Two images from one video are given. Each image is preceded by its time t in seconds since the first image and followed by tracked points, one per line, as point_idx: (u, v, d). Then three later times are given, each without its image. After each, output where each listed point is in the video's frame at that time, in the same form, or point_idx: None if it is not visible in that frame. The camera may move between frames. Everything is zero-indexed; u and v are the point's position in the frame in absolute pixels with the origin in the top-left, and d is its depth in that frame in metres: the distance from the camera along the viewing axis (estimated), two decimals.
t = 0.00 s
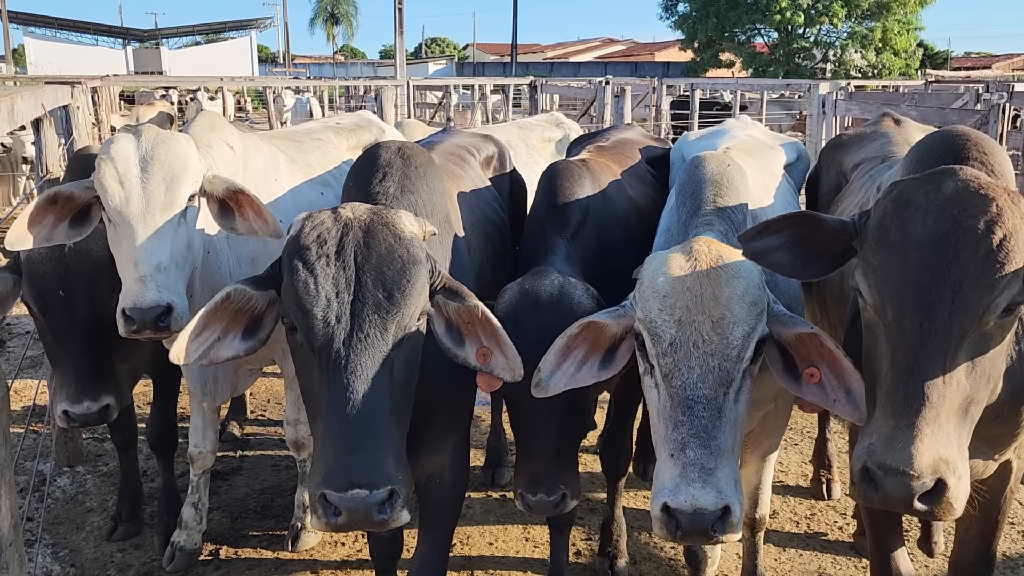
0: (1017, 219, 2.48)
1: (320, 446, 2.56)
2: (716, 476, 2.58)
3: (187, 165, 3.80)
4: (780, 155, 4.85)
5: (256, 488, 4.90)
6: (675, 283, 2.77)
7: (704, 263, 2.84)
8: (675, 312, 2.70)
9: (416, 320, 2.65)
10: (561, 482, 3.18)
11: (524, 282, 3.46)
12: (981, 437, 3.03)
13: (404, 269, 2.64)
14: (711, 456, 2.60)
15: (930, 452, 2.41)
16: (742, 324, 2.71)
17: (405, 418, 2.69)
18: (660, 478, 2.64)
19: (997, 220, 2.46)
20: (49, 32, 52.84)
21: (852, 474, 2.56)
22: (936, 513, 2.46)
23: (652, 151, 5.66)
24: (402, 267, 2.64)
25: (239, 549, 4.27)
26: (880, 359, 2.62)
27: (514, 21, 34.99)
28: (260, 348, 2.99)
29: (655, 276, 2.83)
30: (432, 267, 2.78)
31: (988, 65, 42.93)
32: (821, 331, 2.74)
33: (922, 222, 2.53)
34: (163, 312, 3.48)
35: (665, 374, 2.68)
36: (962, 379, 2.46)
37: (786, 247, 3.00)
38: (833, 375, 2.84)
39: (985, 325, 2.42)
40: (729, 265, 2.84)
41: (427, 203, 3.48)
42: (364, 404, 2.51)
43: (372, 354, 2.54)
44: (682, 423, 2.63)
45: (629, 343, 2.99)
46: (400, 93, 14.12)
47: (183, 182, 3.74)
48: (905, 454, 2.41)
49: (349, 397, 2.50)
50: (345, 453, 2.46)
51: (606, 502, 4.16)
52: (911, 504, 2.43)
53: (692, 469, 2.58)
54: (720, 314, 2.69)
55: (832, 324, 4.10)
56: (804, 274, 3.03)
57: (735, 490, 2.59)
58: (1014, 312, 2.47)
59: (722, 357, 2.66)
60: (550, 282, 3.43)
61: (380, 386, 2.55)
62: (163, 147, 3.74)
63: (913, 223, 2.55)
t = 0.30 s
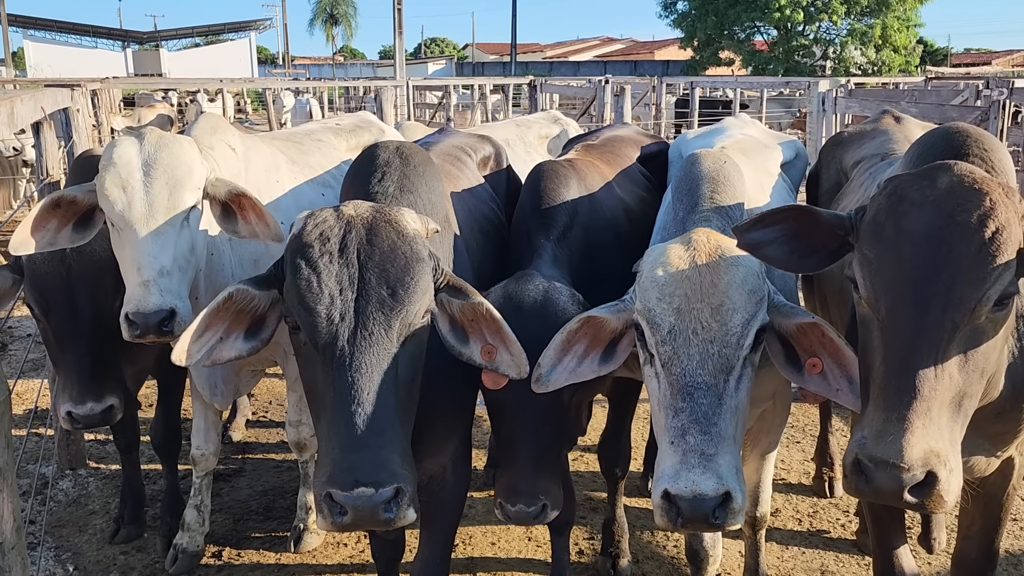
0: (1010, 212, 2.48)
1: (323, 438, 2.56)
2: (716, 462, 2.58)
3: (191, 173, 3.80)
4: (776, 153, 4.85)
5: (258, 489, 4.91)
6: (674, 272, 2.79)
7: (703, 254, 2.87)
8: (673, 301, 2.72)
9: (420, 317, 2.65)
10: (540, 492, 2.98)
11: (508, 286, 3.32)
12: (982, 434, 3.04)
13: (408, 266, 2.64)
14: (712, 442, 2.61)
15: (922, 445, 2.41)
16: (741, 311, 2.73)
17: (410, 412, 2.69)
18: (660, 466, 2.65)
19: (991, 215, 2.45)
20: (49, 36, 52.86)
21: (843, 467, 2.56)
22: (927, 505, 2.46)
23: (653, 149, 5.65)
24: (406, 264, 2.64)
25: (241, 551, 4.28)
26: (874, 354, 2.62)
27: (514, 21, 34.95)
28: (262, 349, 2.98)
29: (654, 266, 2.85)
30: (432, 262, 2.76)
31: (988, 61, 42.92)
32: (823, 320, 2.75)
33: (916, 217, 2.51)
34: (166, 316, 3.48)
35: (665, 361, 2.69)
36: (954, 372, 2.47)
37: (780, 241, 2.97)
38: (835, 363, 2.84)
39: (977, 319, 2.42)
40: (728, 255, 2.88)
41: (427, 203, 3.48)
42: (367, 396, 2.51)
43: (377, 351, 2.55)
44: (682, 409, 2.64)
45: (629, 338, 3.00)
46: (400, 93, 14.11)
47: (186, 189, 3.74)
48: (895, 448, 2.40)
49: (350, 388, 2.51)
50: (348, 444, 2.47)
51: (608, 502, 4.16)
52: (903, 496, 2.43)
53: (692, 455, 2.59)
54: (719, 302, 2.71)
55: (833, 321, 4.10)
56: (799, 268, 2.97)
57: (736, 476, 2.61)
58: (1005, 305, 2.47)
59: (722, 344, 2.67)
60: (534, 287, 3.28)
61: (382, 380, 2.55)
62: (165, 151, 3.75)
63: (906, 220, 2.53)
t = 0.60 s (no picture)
0: (995, 206, 2.49)
1: (318, 438, 2.55)
2: (716, 459, 2.59)
3: (194, 167, 3.81)
4: (771, 151, 4.84)
5: (259, 490, 4.91)
6: (673, 269, 2.80)
7: (702, 250, 2.88)
8: (671, 298, 2.73)
9: (417, 317, 2.65)
10: (536, 498, 2.92)
11: (495, 284, 3.27)
12: (982, 431, 3.05)
13: (404, 265, 2.65)
14: (711, 439, 2.61)
15: (895, 432, 2.38)
16: (740, 307, 2.74)
17: (408, 413, 2.70)
18: (660, 464, 2.65)
19: (974, 206, 2.46)
20: (48, 38, 52.87)
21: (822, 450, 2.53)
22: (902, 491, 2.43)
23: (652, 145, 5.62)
24: (402, 263, 2.65)
25: (242, 552, 4.28)
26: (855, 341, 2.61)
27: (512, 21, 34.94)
28: (258, 348, 2.97)
29: (652, 263, 2.86)
30: (431, 262, 2.78)
31: (987, 58, 42.92)
32: (822, 320, 2.75)
33: (900, 208, 2.52)
34: (162, 311, 3.47)
35: (664, 359, 2.69)
36: (932, 360, 2.44)
37: (773, 232, 2.99)
38: (833, 362, 2.84)
39: (956, 307, 2.42)
40: (726, 251, 2.90)
41: (426, 202, 3.49)
42: (365, 396, 2.51)
43: (372, 350, 2.55)
44: (682, 406, 2.65)
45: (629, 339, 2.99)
46: (399, 93, 14.12)
47: (187, 182, 3.74)
48: (868, 433, 2.38)
49: (346, 387, 2.50)
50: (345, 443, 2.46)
51: (608, 501, 4.15)
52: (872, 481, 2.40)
53: (692, 451, 2.59)
54: (717, 299, 2.72)
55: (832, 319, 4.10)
56: (792, 259, 2.98)
57: (736, 473, 2.61)
58: (987, 295, 2.46)
59: (721, 341, 2.68)
60: (522, 285, 3.24)
61: (380, 380, 2.55)
62: (168, 147, 3.75)
63: (890, 210, 2.53)
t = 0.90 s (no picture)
0: (962, 191, 2.44)
1: (299, 438, 2.53)
2: (707, 456, 2.59)
3: (192, 161, 3.80)
4: (769, 150, 4.83)
5: (258, 491, 4.91)
6: (666, 268, 2.82)
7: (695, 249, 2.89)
8: (663, 298, 2.74)
9: (399, 321, 2.64)
10: (534, 497, 2.90)
11: (496, 280, 3.26)
12: (981, 428, 3.07)
13: (389, 268, 2.64)
14: (703, 437, 2.61)
15: (840, 405, 2.33)
16: (732, 308, 2.75)
17: (393, 415, 2.70)
18: (651, 461, 2.65)
19: (944, 192, 2.42)
20: (44, 39, 52.81)
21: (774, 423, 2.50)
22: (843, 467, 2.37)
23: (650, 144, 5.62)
24: (386, 266, 2.63)
25: (242, 553, 4.28)
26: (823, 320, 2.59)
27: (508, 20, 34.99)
28: (246, 349, 2.96)
29: (646, 263, 2.87)
30: (418, 262, 2.77)
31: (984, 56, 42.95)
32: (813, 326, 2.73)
33: (870, 194, 2.51)
34: (157, 305, 3.45)
35: (655, 357, 2.70)
36: (887, 341, 2.37)
37: (767, 216, 3.03)
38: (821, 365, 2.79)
39: (912, 292, 2.36)
40: (718, 249, 2.91)
41: (424, 202, 3.49)
42: (345, 397, 2.50)
43: (353, 353, 2.54)
44: (673, 404, 2.65)
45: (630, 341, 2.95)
46: (396, 93, 14.10)
47: (184, 176, 3.74)
48: (814, 405, 2.34)
49: (326, 392, 2.49)
50: (323, 444, 2.44)
51: (608, 501, 4.15)
52: (812, 450, 2.36)
53: (683, 449, 2.59)
54: (709, 298, 2.73)
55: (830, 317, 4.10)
56: (782, 244, 3.01)
57: (727, 471, 2.61)
58: (949, 282, 2.39)
59: (712, 339, 2.69)
60: (524, 281, 3.24)
61: (363, 384, 2.54)
62: (167, 142, 3.74)
63: (863, 196, 2.52)
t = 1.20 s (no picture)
0: (929, 184, 2.44)
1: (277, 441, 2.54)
2: (682, 457, 2.61)
3: (190, 153, 3.79)
4: (770, 148, 4.84)
5: (257, 491, 4.90)
6: (649, 269, 2.80)
7: (680, 248, 2.87)
8: (644, 299, 2.73)
9: (380, 325, 2.62)
10: (544, 508, 2.90)
11: (494, 292, 3.20)
12: (979, 426, 3.08)
13: (371, 270, 2.61)
14: (679, 438, 2.63)
15: (794, 387, 2.32)
16: (714, 309, 2.72)
17: (377, 416, 2.70)
18: (629, 461, 2.67)
19: (912, 185, 2.42)
20: (41, 39, 52.77)
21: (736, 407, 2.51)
22: (790, 447, 2.35)
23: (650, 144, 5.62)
24: (369, 268, 2.61)
25: (241, 553, 4.28)
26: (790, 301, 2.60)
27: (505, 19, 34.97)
28: (232, 349, 2.93)
29: (631, 264, 2.87)
30: (403, 264, 2.74)
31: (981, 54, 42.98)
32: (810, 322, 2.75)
33: (843, 186, 2.50)
34: (150, 295, 3.45)
35: (636, 358, 2.70)
36: (846, 329, 2.36)
37: (756, 209, 3.04)
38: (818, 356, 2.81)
39: (871, 282, 2.35)
40: (703, 249, 2.88)
41: (424, 201, 3.49)
42: (321, 401, 2.48)
43: (332, 356, 2.52)
44: (650, 405, 2.66)
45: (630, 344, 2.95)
46: (394, 93, 14.08)
47: (181, 168, 3.72)
48: (770, 387, 2.35)
49: (304, 399, 2.47)
50: (297, 446, 2.43)
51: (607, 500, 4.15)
52: (764, 429, 2.36)
53: (658, 450, 2.61)
54: (690, 300, 2.71)
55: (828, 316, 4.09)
56: (771, 236, 3.02)
57: (703, 472, 2.62)
58: (913, 273, 2.37)
59: (692, 341, 2.67)
60: (523, 291, 3.18)
61: (341, 387, 2.52)
62: (165, 136, 3.74)
63: (837, 189, 2.51)
